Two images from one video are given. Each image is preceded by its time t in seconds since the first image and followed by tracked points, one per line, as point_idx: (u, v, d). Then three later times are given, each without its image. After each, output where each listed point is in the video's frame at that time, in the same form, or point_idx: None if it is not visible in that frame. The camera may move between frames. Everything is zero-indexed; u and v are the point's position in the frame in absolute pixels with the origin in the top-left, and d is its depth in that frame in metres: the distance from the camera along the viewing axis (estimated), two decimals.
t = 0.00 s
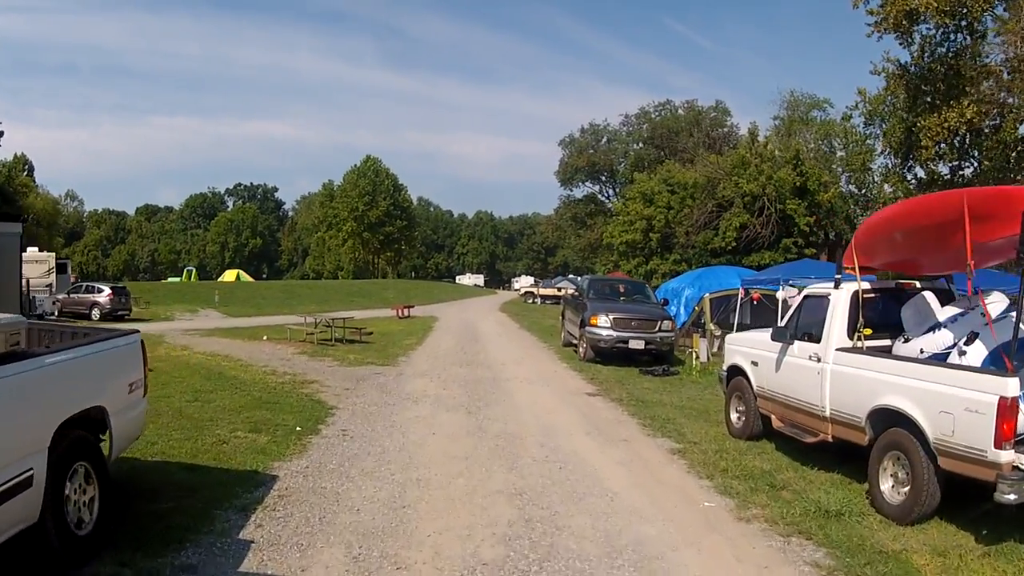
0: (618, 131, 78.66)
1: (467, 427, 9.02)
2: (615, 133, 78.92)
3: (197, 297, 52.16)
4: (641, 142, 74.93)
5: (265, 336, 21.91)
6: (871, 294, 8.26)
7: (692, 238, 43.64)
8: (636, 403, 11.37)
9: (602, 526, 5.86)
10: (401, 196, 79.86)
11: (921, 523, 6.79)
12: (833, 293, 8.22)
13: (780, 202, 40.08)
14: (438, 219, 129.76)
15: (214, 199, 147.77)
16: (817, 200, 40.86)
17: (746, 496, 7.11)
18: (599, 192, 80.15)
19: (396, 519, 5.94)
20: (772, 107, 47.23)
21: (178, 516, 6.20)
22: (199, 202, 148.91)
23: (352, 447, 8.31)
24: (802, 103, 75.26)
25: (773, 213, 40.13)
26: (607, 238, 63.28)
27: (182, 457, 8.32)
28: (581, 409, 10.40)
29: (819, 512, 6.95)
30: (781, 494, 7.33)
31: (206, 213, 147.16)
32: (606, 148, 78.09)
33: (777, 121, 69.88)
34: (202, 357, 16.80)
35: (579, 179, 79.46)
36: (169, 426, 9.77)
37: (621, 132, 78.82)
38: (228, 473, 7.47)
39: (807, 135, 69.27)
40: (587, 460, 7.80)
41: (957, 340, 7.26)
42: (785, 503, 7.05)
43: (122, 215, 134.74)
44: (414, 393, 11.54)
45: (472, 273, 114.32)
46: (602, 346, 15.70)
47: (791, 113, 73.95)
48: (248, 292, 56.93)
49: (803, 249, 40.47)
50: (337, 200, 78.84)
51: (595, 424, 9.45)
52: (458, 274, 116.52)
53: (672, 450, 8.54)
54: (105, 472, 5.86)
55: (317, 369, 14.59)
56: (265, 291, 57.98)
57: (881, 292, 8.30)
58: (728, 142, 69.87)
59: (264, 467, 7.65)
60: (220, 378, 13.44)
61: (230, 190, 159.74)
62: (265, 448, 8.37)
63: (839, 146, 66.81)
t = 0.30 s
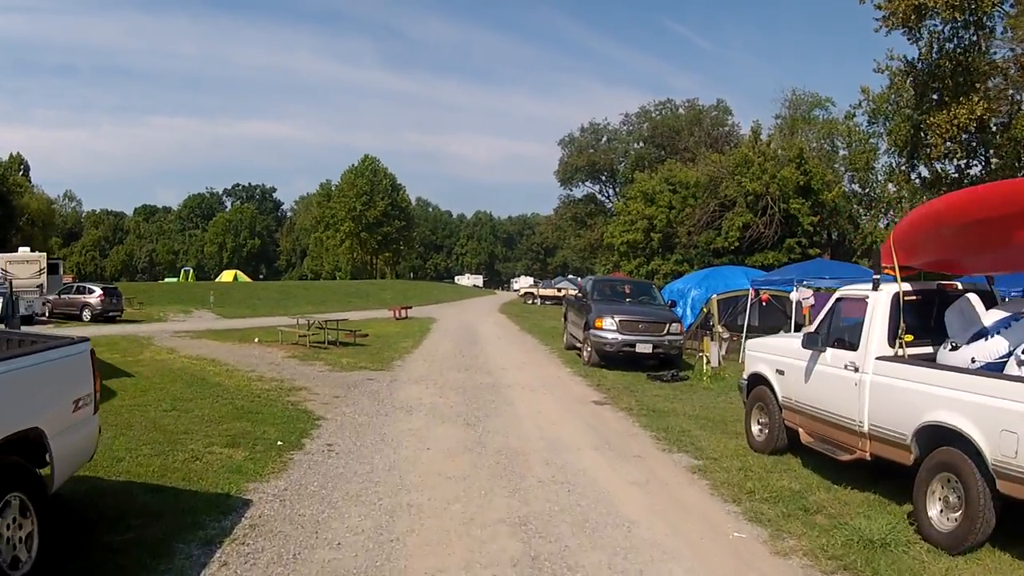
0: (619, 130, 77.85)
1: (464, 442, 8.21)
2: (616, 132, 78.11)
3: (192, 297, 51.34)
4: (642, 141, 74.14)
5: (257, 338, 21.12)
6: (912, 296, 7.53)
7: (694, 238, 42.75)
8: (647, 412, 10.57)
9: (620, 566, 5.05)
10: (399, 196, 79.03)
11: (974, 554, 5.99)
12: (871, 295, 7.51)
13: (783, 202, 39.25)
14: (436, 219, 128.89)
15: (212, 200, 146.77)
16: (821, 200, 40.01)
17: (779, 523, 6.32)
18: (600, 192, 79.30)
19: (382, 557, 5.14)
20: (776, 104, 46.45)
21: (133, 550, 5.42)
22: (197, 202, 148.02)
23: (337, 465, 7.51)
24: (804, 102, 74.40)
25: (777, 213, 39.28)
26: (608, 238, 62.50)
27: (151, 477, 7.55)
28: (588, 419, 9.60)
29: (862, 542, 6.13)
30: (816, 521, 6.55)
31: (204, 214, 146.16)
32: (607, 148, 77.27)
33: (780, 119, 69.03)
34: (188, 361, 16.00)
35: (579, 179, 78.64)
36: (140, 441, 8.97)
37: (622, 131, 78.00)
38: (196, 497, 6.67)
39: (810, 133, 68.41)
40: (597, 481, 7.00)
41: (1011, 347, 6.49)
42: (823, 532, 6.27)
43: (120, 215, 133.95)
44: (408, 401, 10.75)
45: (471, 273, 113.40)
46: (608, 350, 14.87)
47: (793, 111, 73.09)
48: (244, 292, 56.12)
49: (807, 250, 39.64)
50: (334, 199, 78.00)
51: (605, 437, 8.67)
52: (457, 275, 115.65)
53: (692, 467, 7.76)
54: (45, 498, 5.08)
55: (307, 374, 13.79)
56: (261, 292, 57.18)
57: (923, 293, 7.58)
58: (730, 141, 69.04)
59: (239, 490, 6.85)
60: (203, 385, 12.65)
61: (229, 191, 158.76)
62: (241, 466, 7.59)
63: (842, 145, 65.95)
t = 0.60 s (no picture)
0: (618, 127, 77.03)
1: (461, 460, 7.43)
2: (615, 129, 77.32)
3: (187, 298, 50.51)
4: (641, 138, 73.35)
5: (247, 340, 20.33)
6: (959, 293, 6.77)
7: (696, 235, 41.91)
8: (659, 421, 9.80)
9: None
10: (396, 195, 78.20)
11: None
12: (913, 292, 6.79)
13: (786, 198, 38.41)
14: (435, 218, 128.08)
15: (209, 201, 145.85)
16: (823, 195, 39.25)
17: (819, 554, 5.55)
18: (599, 189, 78.45)
19: None
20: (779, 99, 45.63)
21: None
22: (195, 203, 147.08)
23: (320, 488, 6.71)
24: (805, 98, 73.58)
25: (780, 208, 38.42)
26: (608, 235, 61.67)
27: (110, 504, 6.77)
28: (596, 431, 8.82)
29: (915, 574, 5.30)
30: (858, 550, 5.78)
31: (202, 215, 145.27)
32: (606, 145, 76.44)
33: (781, 115, 68.19)
34: (171, 367, 15.20)
35: (578, 177, 77.78)
36: (105, 460, 8.18)
37: (621, 128, 77.19)
38: (157, 531, 5.85)
39: (811, 129, 67.61)
40: (611, 505, 6.23)
41: None
42: (871, 565, 5.51)
43: (117, 216, 133.14)
44: (402, 411, 9.97)
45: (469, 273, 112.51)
46: (614, 353, 14.01)
47: (794, 107, 72.28)
48: (240, 293, 55.31)
49: (811, 246, 38.85)
50: (330, 199, 77.13)
51: (616, 452, 7.90)
52: (455, 274, 114.79)
53: (714, 488, 7.00)
54: None
55: (295, 380, 12.99)
56: (257, 292, 56.40)
57: (970, 290, 6.81)
58: (730, 138, 68.23)
59: (206, 521, 6.05)
60: (183, 394, 11.86)
61: (226, 191, 157.83)
62: (212, 492, 6.79)
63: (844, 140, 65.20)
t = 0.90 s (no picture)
0: (619, 126, 76.29)
1: (458, 480, 6.70)
2: (616, 128, 76.58)
3: (182, 296, 49.68)
4: (642, 137, 72.61)
5: (236, 341, 19.55)
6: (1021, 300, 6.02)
7: (698, 235, 41.15)
8: (673, 433, 9.05)
9: None
10: (395, 193, 77.44)
11: None
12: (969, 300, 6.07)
13: (790, 197, 37.67)
14: (434, 217, 127.27)
15: (207, 199, 144.94)
16: (828, 195, 38.54)
17: None
18: (599, 189, 77.69)
19: None
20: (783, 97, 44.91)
21: None
22: (193, 201, 146.13)
23: (298, 513, 5.95)
24: (808, 97, 72.85)
25: (784, 208, 37.66)
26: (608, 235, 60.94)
27: (62, 529, 5.97)
28: (607, 446, 8.08)
29: None
30: None
31: (200, 213, 144.35)
32: (606, 144, 75.66)
33: (784, 114, 67.47)
34: (155, 370, 14.43)
35: (579, 176, 77.00)
36: (64, 476, 7.42)
37: (622, 127, 76.46)
38: (106, 564, 5.09)
39: (814, 129, 66.91)
40: (627, 535, 5.50)
41: None
42: None
43: (115, 214, 132.29)
44: (395, 421, 9.21)
45: (468, 272, 111.68)
46: (621, 358, 13.19)
47: (797, 107, 71.57)
48: (236, 292, 54.48)
49: (816, 247, 38.15)
50: (328, 197, 76.38)
51: (630, 472, 7.17)
52: (454, 274, 113.96)
53: (741, 514, 6.26)
54: None
55: (283, 385, 12.23)
56: (254, 291, 55.60)
57: None
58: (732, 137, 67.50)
59: (163, 552, 5.30)
60: (162, 399, 11.07)
61: (224, 189, 156.97)
62: (176, 516, 6.04)
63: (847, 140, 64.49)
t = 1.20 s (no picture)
0: (620, 125, 75.42)
1: (455, 505, 5.96)
2: (616, 127, 75.70)
3: (178, 297, 48.83)
4: (643, 136, 71.75)
5: (226, 344, 18.76)
6: None
7: (701, 235, 40.30)
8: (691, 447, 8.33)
9: None
10: (393, 192, 76.62)
11: None
12: None
13: (794, 196, 36.95)
14: (433, 217, 126.34)
15: (206, 199, 143.80)
16: (833, 194, 37.75)
17: None
18: (600, 188, 76.82)
19: None
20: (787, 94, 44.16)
21: None
22: (191, 201, 145.05)
23: (271, 549, 5.20)
24: (810, 96, 72.06)
25: (788, 208, 36.91)
26: (609, 235, 60.08)
27: (6, 563, 5.17)
28: (620, 465, 7.33)
29: None
30: None
31: (199, 214, 143.29)
32: (607, 143, 74.76)
33: (787, 113, 66.60)
34: (137, 375, 13.66)
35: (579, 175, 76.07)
36: (17, 499, 6.67)
37: (622, 126, 75.59)
38: None
39: (817, 127, 66.02)
40: None
41: None
42: None
43: (114, 214, 131.34)
44: (387, 433, 8.45)
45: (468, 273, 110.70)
46: (629, 363, 12.41)
47: (799, 105, 70.72)
48: (233, 293, 53.63)
49: (820, 247, 37.44)
50: (327, 197, 75.53)
51: (647, 495, 6.42)
52: (454, 274, 113.00)
53: (778, 546, 5.52)
54: None
55: (270, 393, 11.44)
56: (250, 291, 54.75)
57: None
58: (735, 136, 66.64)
59: None
60: (139, 410, 10.30)
61: (223, 189, 155.99)
62: (132, 549, 5.31)
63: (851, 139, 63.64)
